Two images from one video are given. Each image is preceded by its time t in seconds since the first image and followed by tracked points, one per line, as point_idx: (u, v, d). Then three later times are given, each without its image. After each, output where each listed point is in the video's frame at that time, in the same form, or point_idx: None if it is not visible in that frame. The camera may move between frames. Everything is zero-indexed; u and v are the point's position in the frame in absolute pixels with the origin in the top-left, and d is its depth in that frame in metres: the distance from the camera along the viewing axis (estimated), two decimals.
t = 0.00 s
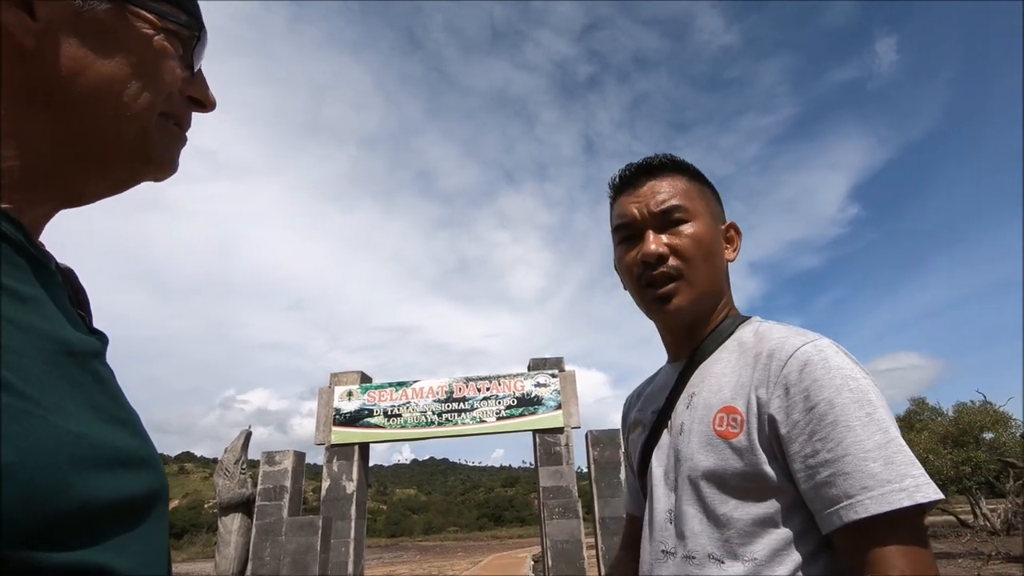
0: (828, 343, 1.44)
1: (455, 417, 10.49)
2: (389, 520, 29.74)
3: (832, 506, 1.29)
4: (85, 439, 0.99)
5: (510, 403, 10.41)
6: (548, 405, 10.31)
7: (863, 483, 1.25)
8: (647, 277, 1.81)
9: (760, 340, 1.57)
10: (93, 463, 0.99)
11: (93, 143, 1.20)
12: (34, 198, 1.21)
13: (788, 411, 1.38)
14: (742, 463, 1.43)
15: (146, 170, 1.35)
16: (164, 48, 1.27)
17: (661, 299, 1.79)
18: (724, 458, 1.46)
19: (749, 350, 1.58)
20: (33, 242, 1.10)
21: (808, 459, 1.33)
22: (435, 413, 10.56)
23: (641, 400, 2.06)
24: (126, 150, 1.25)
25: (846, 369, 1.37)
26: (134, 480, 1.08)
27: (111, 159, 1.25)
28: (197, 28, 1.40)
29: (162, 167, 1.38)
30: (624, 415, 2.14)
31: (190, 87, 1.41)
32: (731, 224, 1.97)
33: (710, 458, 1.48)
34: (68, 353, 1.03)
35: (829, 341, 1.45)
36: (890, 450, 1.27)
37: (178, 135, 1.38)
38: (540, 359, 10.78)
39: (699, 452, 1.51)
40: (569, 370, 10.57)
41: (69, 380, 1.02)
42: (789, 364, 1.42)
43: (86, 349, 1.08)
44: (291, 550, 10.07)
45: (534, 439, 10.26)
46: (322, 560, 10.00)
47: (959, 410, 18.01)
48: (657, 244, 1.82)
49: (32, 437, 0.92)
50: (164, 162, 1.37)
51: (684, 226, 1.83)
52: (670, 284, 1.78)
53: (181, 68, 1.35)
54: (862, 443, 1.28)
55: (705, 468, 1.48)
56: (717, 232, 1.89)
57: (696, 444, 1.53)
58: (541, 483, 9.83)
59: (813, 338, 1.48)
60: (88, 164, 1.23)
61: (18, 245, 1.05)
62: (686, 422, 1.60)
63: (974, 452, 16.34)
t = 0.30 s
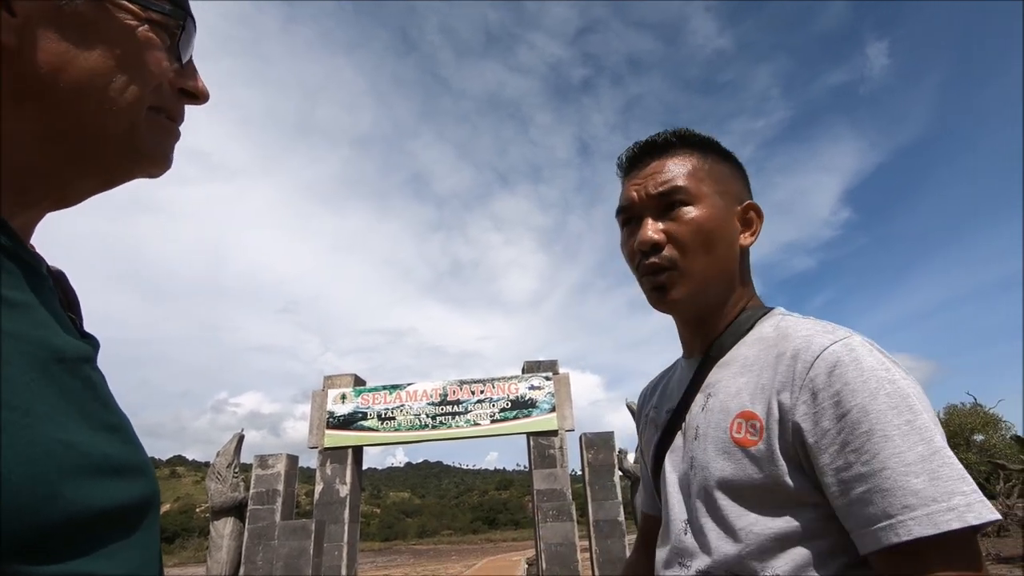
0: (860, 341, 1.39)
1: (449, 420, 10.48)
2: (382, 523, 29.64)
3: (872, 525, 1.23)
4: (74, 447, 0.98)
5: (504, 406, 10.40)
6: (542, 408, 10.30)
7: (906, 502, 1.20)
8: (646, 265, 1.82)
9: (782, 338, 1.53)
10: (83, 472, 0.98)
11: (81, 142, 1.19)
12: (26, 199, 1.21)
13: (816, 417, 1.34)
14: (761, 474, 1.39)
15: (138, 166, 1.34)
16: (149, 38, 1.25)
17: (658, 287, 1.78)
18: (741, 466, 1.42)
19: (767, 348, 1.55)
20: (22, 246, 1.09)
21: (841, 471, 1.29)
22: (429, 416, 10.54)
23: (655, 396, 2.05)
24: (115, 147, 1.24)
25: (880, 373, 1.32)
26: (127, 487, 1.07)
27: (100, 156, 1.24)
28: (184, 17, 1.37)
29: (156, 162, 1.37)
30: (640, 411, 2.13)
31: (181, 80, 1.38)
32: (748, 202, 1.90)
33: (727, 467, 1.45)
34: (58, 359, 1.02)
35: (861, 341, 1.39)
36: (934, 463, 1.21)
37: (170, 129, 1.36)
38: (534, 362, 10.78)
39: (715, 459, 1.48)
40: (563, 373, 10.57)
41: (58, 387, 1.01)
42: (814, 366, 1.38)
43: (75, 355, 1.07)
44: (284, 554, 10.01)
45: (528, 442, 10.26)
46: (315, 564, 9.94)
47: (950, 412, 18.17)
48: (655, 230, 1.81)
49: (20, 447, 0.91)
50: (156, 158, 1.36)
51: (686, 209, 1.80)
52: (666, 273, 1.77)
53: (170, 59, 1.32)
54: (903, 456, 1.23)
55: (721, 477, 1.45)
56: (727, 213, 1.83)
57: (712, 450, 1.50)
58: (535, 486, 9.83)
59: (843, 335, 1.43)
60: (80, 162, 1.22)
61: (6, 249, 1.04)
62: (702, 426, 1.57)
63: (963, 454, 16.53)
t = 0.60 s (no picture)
0: (874, 346, 1.39)
1: (446, 422, 10.46)
2: (378, 526, 29.53)
3: (878, 531, 1.24)
4: (64, 451, 0.97)
5: (501, 408, 10.38)
6: (539, 410, 10.29)
7: (916, 510, 1.20)
8: (658, 254, 1.82)
9: (794, 341, 1.52)
10: (74, 474, 0.98)
11: (78, 142, 1.18)
12: (24, 201, 1.21)
13: (829, 421, 1.34)
14: (768, 477, 1.39)
15: (138, 163, 1.33)
16: (145, 34, 1.24)
17: (668, 278, 1.78)
18: (747, 468, 1.42)
19: (777, 350, 1.55)
20: (14, 245, 1.09)
21: (853, 476, 1.29)
22: (426, 418, 10.52)
23: (656, 394, 2.04)
24: (114, 146, 1.24)
25: (895, 379, 1.32)
26: (119, 491, 1.07)
27: (100, 155, 1.23)
28: (181, 8, 1.34)
29: (156, 159, 1.36)
30: (639, 409, 2.13)
31: (179, 73, 1.36)
32: (767, 201, 1.89)
33: (732, 468, 1.45)
34: (50, 362, 1.02)
35: (874, 345, 1.39)
36: (946, 471, 1.22)
37: (169, 124, 1.35)
38: (531, 364, 10.77)
39: (719, 460, 1.48)
40: (560, 375, 10.56)
41: (50, 389, 1.01)
42: (828, 368, 1.38)
43: (67, 355, 1.06)
44: (279, 557, 9.99)
45: (525, 444, 10.24)
46: (311, 567, 9.90)
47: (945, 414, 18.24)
48: (670, 219, 1.81)
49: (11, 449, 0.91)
50: (157, 154, 1.35)
51: (703, 201, 1.80)
52: (678, 264, 1.77)
53: (168, 53, 1.31)
54: (915, 464, 1.24)
55: (725, 477, 1.45)
56: (745, 209, 1.83)
57: (716, 451, 1.50)
58: (532, 489, 9.81)
59: (856, 340, 1.43)
60: (79, 161, 1.22)
61: None
62: (706, 426, 1.57)
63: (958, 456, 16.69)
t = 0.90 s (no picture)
0: (850, 352, 1.41)
1: (442, 426, 10.46)
2: (374, 530, 29.43)
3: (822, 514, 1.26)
4: (58, 455, 0.99)
5: (497, 412, 10.39)
6: (535, 414, 10.30)
7: (865, 498, 1.22)
8: (652, 273, 1.85)
9: (782, 348, 1.55)
10: (69, 478, 0.99)
11: (76, 147, 1.20)
12: (22, 204, 1.23)
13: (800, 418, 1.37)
14: (752, 473, 1.42)
15: (134, 167, 1.35)
16: (141, 42, 1.25)
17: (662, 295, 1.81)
18: (732, 466, 1.45)
19: (766, 356, 1.57)
20: (11, 250, 1.10)
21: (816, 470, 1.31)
22: (422, 422, 10.52)
23: (655, 403, 2.06)
24: (111, 150, 1.26)
25: (866, 381, 1.34)
26: (111, 496, 1.08)
27: (97, 159, 1.25)
28: (177, 14, 1.36)
29: (151, 163, 1.38)
30: (637, 417, 2.15)
31: (175, 78, 1.37)
32: (753, 221, 1.91)
33: (717, 465, 1.48)
34: (45, 365, 1.03)
35: (852, 351, 1.42)
36: (901, 468, 1.24)
37: (165, 129, 1.36)
38: (527, 368, 10.79)
39: (706, 458, 1.51)
40: (557, 379, 10.57)
41: (45, 393, 1.02)
42: (806, 370, 1.41)
43: (61, 358, 1.07)
44: (275, 562, 9.99)
45: (521, 448, 10.25)
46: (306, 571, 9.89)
47: (941, 417, 18.35)
48: (663, 239, 1.84)
49: (9, 450, 0.92)
50: (153, 158, 1.37)
51: (693, 223, 1.83)
52: (671, 282, 1.80)
53: (164, 59, 1.32)
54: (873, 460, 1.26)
55: (711, 474, 1.48)
56: (733, 229, 1.86)
57: (704, 451, 1.53)
58: (528, 492, 9.81)
59: (836, 346, 1.46)
60: (77, 164, 1.24)
61: None
62: (696, 428, 1.60)
63: (954, 460, 16.81)
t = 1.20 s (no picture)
0: (797, 362, 1.51)
1: (433, 435, 10.45)
2: (365, 541, 29.13)
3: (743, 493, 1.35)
4: (55, 457, 1.02)
5: (489, 422, 10.39)
6: (527, 423, 10.31)
7: (779, 472, 1.30)
8: (618, 307, 1.93)
9: (742, 360, 1.65)
10: (65, 481, 1.02)
11: (72, 163, 1.24)
12: (12, 215, 1.26)
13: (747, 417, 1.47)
14: (716, 472, 1.52)
15: (126, 185, 1.38)
16: (143, 66, 1.29)
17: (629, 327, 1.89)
18: (698, 466, 1.55)
19: (729, 368, 1.67)
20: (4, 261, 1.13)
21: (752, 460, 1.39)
22: (414, 432, 10.51)
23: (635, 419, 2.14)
24: (105, 168, 1.29)
25: (805, 385, 1.44)
26: (103, 498, 1.11)
27: (91, 175, 1.29)
28: (178, 42, 1.40)
29: (143, 181, 1.41)
30: (619, 431, 2.23)
31: (171, 102, 1.40)
32: (707, 248, 1.98)
33: (686, 467, 1.58)
34: (39, 371, 1.05)
35: (800, 361, 1.52)
36: (822, 459, 1.32)
37: (160, 150, 1.40)
38: (520, 377, 10.81)
39: (675, 461, 1.61)
40: (549, 388, 10.60)
41: (39, 399, 1.05)
42: (759, 374, 1.52)
43: (55, 366, 1.09)
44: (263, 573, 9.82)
45: (513, 458, 10.25)
46: None
47: (930, 427, 18.50)
48: (624, 276, 1.91)
49: (10, 452, 0.95)
50: (146, 178, 1.40)
51: (650, 258, 1.89)
52: (636, 314, 1.88)
53: (162, 84, 1.36)
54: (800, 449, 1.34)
55: (680, 476, 1.58)
56: (688, 259, 1.92)
57: (674, 455, 1.63)
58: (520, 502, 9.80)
59: (786, 357, 1.56)
60: (71, 180, 1.27)
61: None
62: (667, 435, 1.69)
63: (944, 470, 16.99)
